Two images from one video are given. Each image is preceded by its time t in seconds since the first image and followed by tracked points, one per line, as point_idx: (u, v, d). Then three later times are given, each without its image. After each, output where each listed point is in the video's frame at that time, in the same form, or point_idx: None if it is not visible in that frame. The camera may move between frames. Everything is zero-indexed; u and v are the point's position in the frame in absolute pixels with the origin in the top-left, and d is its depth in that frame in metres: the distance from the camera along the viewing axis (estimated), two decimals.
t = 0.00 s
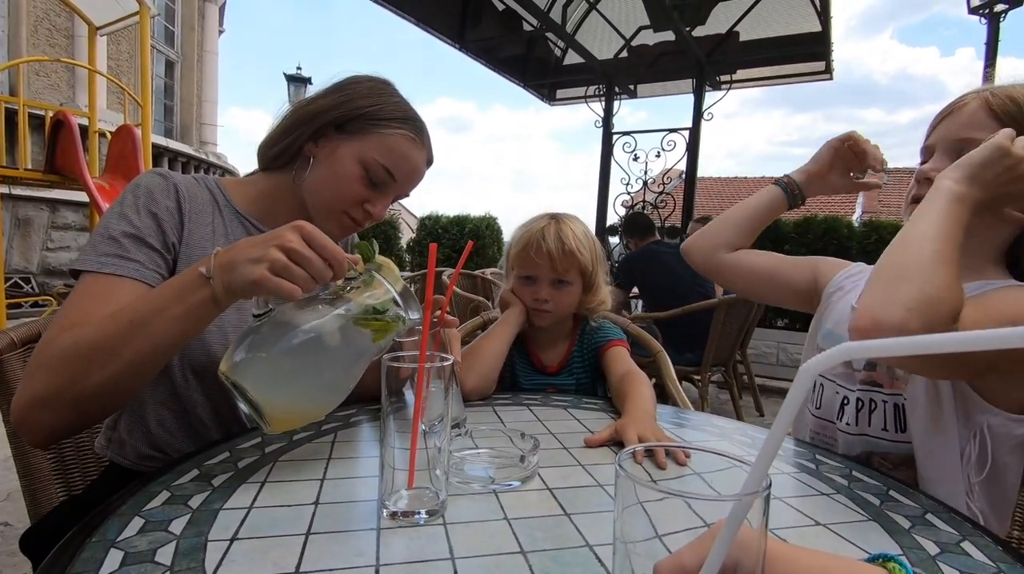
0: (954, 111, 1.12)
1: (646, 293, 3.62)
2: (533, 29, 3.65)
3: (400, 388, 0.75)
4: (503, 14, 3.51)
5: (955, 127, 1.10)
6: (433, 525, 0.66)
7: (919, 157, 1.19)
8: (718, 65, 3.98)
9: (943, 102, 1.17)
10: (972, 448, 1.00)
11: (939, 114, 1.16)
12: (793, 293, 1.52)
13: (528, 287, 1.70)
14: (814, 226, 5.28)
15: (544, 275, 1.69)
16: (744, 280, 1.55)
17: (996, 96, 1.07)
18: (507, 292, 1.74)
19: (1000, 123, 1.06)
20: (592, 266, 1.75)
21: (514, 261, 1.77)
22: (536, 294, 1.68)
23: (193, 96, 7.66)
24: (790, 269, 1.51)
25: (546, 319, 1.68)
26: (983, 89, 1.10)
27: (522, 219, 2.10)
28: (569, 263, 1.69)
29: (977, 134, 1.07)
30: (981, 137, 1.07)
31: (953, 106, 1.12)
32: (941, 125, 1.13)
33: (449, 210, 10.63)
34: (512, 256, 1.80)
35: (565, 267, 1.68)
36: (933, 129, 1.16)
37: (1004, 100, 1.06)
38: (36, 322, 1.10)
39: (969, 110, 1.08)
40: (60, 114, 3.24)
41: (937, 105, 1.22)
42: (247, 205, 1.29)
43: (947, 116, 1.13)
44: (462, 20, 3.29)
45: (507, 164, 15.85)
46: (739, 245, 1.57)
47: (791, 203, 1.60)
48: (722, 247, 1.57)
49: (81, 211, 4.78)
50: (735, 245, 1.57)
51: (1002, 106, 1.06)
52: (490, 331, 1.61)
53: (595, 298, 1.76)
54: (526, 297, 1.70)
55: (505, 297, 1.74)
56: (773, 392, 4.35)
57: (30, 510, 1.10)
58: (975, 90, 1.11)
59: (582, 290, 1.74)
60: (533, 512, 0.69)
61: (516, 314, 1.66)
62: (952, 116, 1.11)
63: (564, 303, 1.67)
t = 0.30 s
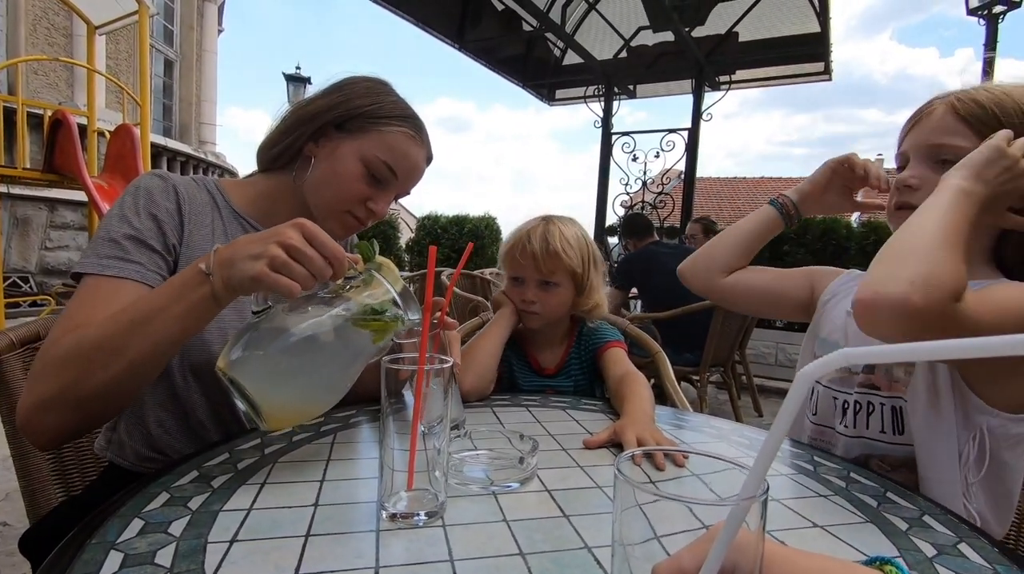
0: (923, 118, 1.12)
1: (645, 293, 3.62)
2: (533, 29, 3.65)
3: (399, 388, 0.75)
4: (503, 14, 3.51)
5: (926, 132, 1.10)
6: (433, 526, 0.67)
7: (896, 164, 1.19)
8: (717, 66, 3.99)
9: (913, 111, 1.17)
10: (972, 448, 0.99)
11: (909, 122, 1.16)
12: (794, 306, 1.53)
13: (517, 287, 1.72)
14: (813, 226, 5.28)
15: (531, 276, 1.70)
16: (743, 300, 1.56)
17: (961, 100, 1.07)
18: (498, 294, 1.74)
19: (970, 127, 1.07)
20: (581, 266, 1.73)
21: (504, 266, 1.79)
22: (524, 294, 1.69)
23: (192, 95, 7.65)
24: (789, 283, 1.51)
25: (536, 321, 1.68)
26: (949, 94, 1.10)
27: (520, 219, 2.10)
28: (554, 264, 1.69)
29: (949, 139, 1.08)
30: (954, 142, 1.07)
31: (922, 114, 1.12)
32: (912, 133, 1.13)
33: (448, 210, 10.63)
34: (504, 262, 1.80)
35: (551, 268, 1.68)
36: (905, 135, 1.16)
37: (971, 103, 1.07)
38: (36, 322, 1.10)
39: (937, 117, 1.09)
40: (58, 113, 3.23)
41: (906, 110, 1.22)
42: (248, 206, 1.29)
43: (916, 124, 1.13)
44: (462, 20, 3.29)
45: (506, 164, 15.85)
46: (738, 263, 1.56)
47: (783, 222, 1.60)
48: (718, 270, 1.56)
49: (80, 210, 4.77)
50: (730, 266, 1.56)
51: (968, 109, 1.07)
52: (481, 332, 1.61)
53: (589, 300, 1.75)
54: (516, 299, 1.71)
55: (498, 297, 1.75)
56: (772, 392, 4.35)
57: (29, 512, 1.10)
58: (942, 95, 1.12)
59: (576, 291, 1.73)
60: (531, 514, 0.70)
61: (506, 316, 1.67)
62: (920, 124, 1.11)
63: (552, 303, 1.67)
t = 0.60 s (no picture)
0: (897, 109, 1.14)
1: (644, 292, 3.62)
2: (533, 28, 3.65)
3: (401, 386, 0.75)
4: (503, 13, 3.50)
5: (905, 124, 1.11)
6: (436, 525, 0.66)
7: (879, 158, 1.18)
8: (717, 64, 3.98)
9: (885, 107, 1.20)
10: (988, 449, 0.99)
11: (883, 117, 1.19)
12: (796, 306, 1.52)
13: (510, 286, 1.73)
14: (814, 225, 5.28)
15: (522, 275, 1.71)
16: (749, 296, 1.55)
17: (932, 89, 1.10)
18: (495, 294, 1.76)
19: (951, 111, 1.07)
20: (573, 264, 1.72)
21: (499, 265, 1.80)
22: (517, 293, 1.69)
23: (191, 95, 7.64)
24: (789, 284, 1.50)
25: (532, 319, 1.69)
26: (917, 86, 1.14)
27: (520, 218, 2.10)
28: (543, 261, 1.69)
29: (933, 126, 1.07)
30: (940, 129, 1.07)
31: (895, 106, 1.15)
32: (888, 125, 1.15)
33: (448, 209, 10.62)
34: (501, 262, 1.79)
35: (541, 266, 1.69)
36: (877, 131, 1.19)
37: (941, 90, 1.10)
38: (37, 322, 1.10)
39: (912, 106, 1.11)
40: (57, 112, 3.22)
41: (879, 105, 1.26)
42: (248, 203, 1.29)
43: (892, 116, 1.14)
44: (461, 19, 3.29)
45: (507, 163, 15.84)
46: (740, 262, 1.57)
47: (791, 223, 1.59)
48: (720, 268, 1.58)
49: (80, 210, 4.77)
50: (732, 263, 1.58)
51: (940, 96, 1.09)
52: (477, 332, 1.62)
53: (585, 298, 1.73)
54: (510, 297, 1.72)
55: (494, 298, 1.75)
56: (773, 391, 4.35)
57: (30, 511, 1.10)
58: (910, 88, 1.15)
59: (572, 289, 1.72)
60: (534, 512, 0.70)
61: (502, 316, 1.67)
62: (896, 116, 1.13)
63: (545, 302, 1.67)
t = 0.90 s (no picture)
0: (958, 88, 1.07)
1: (644, 289, 3.62)
2: (532, 24, 3.64)
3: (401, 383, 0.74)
4: (502, 10, 3.49)
5: (969, 106, 1.05)
6: (435, 519, 0.66)
7: (912, 136, 1.12)
8: (717, 60, 3.97)
9: (926, 82, 1.13)
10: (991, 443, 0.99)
11: (927, 93, 1.11)
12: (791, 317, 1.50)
13: (511, 283, 1.72)
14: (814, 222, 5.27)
15: (522, 272, 1.70)
16: (744, 324, 1.52)
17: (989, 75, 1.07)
18: (495, 291, 1.76)
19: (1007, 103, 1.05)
20: (573, 259, 1.73)
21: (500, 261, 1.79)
22: (518, 290, 1.69)
23: (191, 94, 7.64)
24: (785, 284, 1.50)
25: (533, 316, 1.68)
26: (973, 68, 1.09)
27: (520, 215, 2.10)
28: (544, 258, 1.68)
29: (993, 116, 1.04)
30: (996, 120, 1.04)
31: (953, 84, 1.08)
32: (945, 103, 1.07)
33: (448, 207, 10.62)
34: (501, 258, 1.78)
35: (542, 263, 1.68)
36: (914, 113, 1.13)
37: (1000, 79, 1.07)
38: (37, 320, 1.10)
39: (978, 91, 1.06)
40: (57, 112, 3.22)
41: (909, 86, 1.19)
42: (248, 201, 1.29)
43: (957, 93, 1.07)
44: (461, 16, 3.29)
45: (506, 161, 15.83)
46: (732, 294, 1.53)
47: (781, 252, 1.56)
48: (711, 303, 1.53)
49: (80, 209, 4.77)
50: (724, 296, 1.53)
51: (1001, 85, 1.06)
52: (477, 329, 1.62)
53: (585, 293, 1.73)
54: (511, 294, 1.72)
55: (495, 294, 1.75)
56: (774, 387, 4.35)
57: (32, 509, 1.10)
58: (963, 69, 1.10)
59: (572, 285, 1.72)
60: (534, 506, 0.69)
61: (502, 315, 1.68)
62: (956, 95, 1.07)
63: (546, 298, 1.66)
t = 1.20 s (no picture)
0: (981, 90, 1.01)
1: (644, 286, 3.62)
2: (532, 22, 3.63)
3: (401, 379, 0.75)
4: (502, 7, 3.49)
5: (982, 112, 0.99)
6: (436, 515, 0.67)
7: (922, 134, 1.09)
8: (717, 57, 3.96)
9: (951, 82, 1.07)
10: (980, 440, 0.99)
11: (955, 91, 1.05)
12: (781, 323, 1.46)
13: (511, 282, 1.72)
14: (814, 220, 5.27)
15: (523, 270, 1.70)
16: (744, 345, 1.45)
17: None
18: (495, 289, 1.76)
19: None
20: (574, 257, 1.73)
21: (500, 260, 1.79)
22: (518, 289, 1.69)
23: (191, 92, 7.64)
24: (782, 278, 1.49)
25: (534, 313, 1.68)
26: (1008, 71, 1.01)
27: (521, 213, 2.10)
28: (544, 256, 1.69)
29: (1005, 128, 0.97)
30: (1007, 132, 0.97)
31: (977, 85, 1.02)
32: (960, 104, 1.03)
33: (448, 205, 10.63)
34: (501, 256, 1.79)
35: (541, 261, 1.68)
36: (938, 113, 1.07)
37: None
38: (40, 318, 1.10)
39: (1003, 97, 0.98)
40: (57, 110, 3.23)
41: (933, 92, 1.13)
42: (248, 198, 1.30)
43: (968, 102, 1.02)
44: (460, 13, 3.28)
45: (506, 159, 15.83)
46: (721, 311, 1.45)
47: (742, 266, 1.44)
48: (702, 335, 1.45)
49: (80, 208, 4.77)
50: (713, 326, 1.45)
51: None
52: (477, 326, 1.62)
53: (586, 290, 1.75)
54: (511, 293, 1.72)
55: (494, 292, 1.76)
56: (774, 384, 4.35)
57: (33, 505, 1.10)
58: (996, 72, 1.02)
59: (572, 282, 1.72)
60: (535, 503, 0.70)
61: (502, 313, 1.67)
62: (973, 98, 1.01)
63: (546, 296, 1.67)
